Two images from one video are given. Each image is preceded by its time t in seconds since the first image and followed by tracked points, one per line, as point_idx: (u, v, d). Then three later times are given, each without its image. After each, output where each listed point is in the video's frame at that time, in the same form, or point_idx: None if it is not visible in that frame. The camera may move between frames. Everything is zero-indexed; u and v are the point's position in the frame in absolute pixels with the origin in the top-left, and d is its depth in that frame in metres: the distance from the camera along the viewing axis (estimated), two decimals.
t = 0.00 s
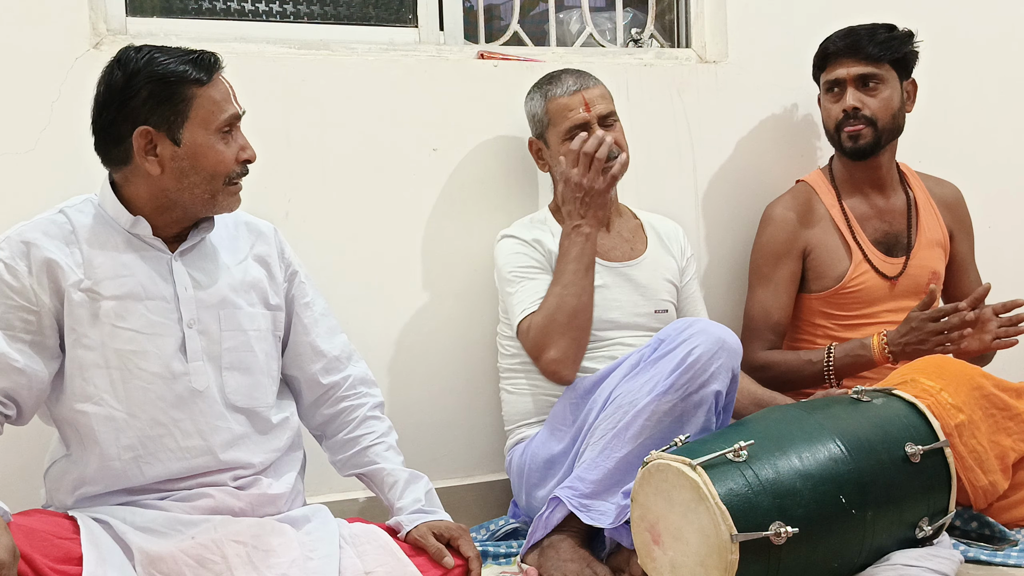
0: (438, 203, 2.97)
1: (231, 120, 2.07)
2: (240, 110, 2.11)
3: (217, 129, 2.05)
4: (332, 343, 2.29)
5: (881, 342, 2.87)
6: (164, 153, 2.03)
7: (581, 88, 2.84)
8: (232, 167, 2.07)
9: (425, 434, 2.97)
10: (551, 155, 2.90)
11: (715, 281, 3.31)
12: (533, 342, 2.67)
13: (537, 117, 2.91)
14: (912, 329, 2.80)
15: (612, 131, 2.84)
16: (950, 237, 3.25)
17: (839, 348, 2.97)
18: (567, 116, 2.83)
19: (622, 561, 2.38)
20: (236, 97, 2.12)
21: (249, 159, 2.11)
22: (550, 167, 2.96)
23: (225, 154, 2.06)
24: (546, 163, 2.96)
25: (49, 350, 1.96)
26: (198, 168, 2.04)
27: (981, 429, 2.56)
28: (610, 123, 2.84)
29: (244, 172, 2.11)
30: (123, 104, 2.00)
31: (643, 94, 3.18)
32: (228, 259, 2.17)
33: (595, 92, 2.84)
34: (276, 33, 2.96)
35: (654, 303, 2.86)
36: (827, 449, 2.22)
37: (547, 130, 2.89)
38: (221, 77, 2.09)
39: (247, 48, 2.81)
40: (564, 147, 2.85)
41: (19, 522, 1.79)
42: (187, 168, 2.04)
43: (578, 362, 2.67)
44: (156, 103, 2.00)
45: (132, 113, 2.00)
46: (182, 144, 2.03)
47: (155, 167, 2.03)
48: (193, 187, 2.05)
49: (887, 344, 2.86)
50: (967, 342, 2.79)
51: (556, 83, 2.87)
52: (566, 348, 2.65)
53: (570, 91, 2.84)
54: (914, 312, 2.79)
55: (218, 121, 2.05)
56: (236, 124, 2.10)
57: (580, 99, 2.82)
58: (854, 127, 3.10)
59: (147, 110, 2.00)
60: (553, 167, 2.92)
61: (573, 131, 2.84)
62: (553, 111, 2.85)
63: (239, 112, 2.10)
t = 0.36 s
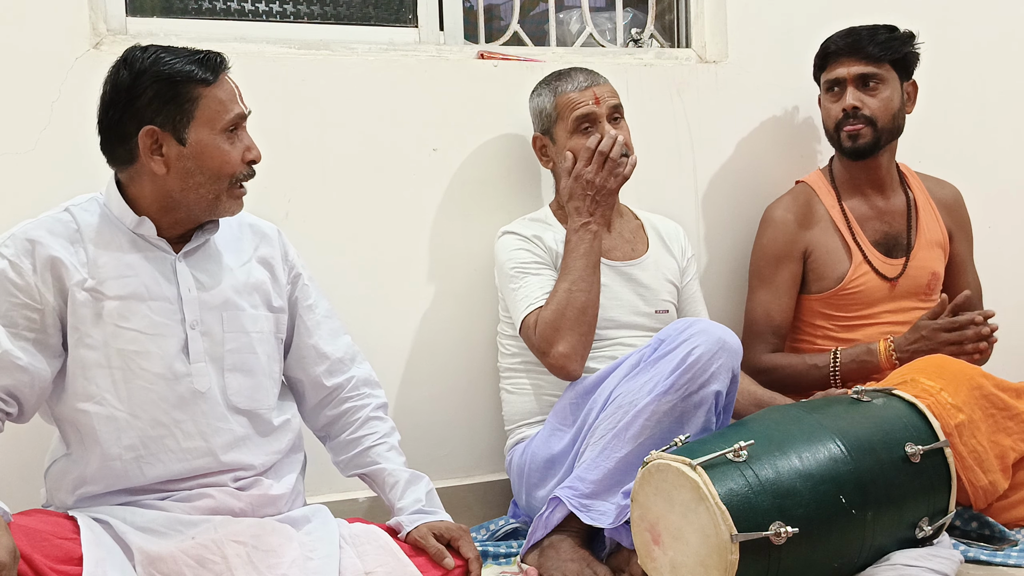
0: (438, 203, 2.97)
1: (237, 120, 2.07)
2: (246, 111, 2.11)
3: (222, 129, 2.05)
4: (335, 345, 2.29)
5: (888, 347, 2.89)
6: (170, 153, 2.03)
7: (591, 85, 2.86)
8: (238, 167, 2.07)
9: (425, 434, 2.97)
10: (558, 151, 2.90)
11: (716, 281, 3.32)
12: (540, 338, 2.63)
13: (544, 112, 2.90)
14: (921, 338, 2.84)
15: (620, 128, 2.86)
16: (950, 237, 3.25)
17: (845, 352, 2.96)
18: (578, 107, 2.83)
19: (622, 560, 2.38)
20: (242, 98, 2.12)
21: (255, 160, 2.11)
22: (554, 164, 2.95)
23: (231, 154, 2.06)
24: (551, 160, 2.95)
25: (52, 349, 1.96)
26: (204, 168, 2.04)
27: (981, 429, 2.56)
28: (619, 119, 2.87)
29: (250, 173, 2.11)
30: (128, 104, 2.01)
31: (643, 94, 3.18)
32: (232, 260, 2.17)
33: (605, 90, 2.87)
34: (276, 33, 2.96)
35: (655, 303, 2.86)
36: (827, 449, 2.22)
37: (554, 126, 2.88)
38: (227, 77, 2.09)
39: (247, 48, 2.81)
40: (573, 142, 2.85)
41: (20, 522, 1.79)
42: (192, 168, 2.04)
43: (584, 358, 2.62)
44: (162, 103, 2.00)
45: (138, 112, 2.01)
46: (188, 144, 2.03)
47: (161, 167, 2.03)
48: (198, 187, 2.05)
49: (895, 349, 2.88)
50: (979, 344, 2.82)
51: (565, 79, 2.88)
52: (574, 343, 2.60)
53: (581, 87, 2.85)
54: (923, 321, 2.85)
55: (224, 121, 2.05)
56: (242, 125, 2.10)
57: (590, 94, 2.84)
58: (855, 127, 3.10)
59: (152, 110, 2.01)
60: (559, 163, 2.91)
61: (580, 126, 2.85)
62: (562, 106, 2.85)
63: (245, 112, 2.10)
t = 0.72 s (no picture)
0: (439, 203, 2.97)
1: (240, 117, 2.08)
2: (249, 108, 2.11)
3: (226, 126, 2.05)
4: (338, 346, 2.29)
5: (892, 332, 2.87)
6: (175, 150, 2.03)
7: (591, 83, 2.86)
8: (242, 163, 2.07)
9: (425, 434, 2.97)
10: (558, 150, 2.90)
11: (716, 281, 3.32)
12: (540, 338, 2.63)
13: (545, 111, 2.90)
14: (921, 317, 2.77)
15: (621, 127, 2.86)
16: (949, 236, 3.24)
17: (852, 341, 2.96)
18: (579, 106, 2.83)
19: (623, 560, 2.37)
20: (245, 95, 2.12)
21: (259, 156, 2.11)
22: (555, 163, 2.95)
23: (235, 150, 2.06)
24: (552, 160, 2.96)
25: (54, 347, 1.96)
26: (209, 164, 2.04)
27: (981, 429, 2.56)
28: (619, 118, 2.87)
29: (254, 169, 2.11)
30: (132, 102, 2.00)
31: (643, 94, 3.18)
32: (236, 261, 2.17)
33: (605, 88, 2.87)
34: (276, 33, 2.96)
35: (655, 303, 2.86)
36: (827, 449, 2.22)
37: (555, 125, 2.88)
38: (229, 75, 2.09)
39: (247, 48, 2.81)
40: (573, 141, 2.85)
41: (20, 522, 1.79)
42: (197, 165, 2.04)
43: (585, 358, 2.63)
44: (166, 100, 2.00)
45: (142, 111, 2.01)
46: (192, 141, 2.03)
47: (166, 164, 2.03)
48: (204, 184, 2.05)
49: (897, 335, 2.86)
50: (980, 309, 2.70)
51: (566, 79, 2.88)
52: (574, 343, 2.61)
53: (581, 87, 2.85)
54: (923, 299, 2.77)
55: (228, 117, 2.05)
56: (245, 121, 2.10)
57: (591, 93, 2.84)
58: (854, 127, 3.10)
59: (156, 108, 2.01)
60: (559, 163, 2.91)
61: (581, 125, 2.85)
62: (562, 105, 2.85)
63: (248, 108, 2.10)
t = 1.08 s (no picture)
0: (439, 203, 2.97)
1: (246, 116, 2.08)
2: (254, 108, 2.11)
3: (233, 125, 2.05)
4: (339, 347, 2.29)
5: (883, 349, 2.89)
6: (181, 149, 2.03)
7: (590, 85, 2.86)
8: (247, 163, 2.08)
9: (425, 433, 2.97)
10: (557, 152, 2.89)
11: (716, 281, 3.32)
12: (539, 338, 2.63)
13: (544, 113, 2.90)
14: (919, 339, 2.81)
15: (620, 127, 2.85)
16: (946, 236, 3.25)
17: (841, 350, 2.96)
18: (577, 108, 2.83)
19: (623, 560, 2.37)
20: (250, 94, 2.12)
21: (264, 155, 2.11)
22: (554, 165, 2.95)
23: (241, 150, 2.06)
24: (551, 161, 2.95)
25: (57, 346, 1.96)
26: (215, 163, 2.04)
27: (980, 429, 2.56)
28: (618, 119, 2.86)
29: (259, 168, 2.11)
30: (138, 102, 2.00)
31: (643, 94, 3.18)
32: (239, 262, 2.17)
33: (604, 89, 2.87)
34: (276, 33, 2.96)
35: (655, 303, 2.86)
36: (827, 449, 2.22)
37: (553, 127, 2.88)
38: (234, 74, 2.10)
39: (247, 48, 2.81)
40: (572, 143, 2.85)
41: (20, 522, 1.79)
42: (204, 164, 2.04)
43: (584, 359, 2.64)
44: (172, 100, 2.00)
45: (148, 110, 2.01)
46: (199, 140, 2.03)
47: (173, 163, 2.03)
48: (210, 183, 2.05)
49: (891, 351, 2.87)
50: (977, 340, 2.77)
51: (565, 79, 2.88)
52: (572, 344, 2.61)
53: (579, 88, 2.85)
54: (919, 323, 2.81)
55: (234, 116, 2.05)
56: (251, 121, 2.10)
57: (589, 95, 2.84)
58: (852, 127, 3.10)
59: (162, 107, 2.00)
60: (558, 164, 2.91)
61: (580, 127, 2.84)
62: (561, 106, 2.85)
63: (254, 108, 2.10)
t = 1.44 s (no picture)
0: (440, 203, 2.97)
1: (254, 119, 2.09)
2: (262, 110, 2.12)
3: (240, 127, 2.06)
4: (341, 349, 2.29)
5: (889, 340, 2.89)
6: (189, 151, 2.03)
7: (601, 79, 2.90)
8: (253, 164, 2.08)
9: (426, 434, 2.97)
10: (563, 144, 2.91)
11: (716, 282, 3.32)
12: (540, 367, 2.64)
13: (553, 105, 2.92)
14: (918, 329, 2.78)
15: (625, 124, 2.89)
16: (945, 235, 3.24)
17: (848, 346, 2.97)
18: (586, 99, 2.86)
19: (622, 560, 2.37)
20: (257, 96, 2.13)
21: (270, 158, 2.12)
22: (559, 159, 2.96)
23: (248, 152, 2.07)
24: (556, 154, 2.96)
25: (60, 346, 1.96)
26: (221, 165, 2.04)
27: (981, 429, 2.56)
28: (625, 116, 2.90)
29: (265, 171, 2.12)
30: (146, 103, 2.00)
31: (643, 94, 3.18)
32: (241, 264, 2.17)
33: (614, 85, 2.90)
34: (276, 33, 2.96)
35: (655, 304, 2.86)
36: (827, 449, 2.22)
37: (562, 119, 2.90)
38: (241, 75, 2.10)
39: (247, 48, 2.81)
40: (579, 133, 2.86)
41: (20, 522, 1.79)
42: (210, 166, 2.04)
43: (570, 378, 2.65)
44: (180, 101, 2.00)
45: (156, 111, 2.01)
46: (206, 142, 2.03)
47: (180, 164, 2.03)
48: (216, 184, 2.05)
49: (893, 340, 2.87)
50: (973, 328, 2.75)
51: (576, 73, 2.91)
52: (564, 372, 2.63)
53: (590, 80, 2.89)
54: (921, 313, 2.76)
55: (242, 119, 2.06)
56: (258, 124, 2.11)
57: (599, 88, 2.87)
58: (849, 127, 3.10)
59: (170, 108, 2.00)
60: (563, 157, 2.92)
61: (588, 118, 2.87)
62: (571, 97, 2.88)
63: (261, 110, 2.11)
